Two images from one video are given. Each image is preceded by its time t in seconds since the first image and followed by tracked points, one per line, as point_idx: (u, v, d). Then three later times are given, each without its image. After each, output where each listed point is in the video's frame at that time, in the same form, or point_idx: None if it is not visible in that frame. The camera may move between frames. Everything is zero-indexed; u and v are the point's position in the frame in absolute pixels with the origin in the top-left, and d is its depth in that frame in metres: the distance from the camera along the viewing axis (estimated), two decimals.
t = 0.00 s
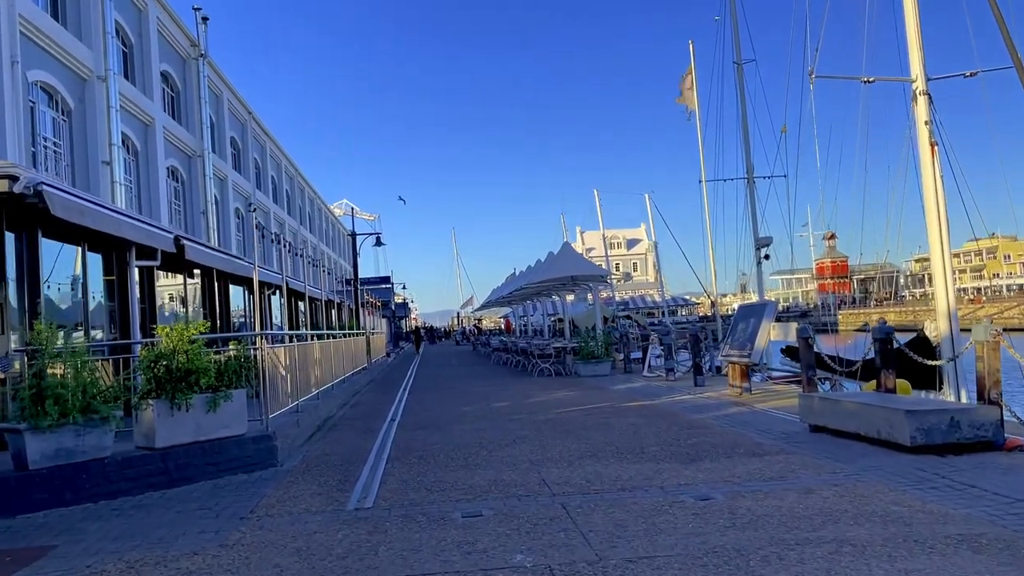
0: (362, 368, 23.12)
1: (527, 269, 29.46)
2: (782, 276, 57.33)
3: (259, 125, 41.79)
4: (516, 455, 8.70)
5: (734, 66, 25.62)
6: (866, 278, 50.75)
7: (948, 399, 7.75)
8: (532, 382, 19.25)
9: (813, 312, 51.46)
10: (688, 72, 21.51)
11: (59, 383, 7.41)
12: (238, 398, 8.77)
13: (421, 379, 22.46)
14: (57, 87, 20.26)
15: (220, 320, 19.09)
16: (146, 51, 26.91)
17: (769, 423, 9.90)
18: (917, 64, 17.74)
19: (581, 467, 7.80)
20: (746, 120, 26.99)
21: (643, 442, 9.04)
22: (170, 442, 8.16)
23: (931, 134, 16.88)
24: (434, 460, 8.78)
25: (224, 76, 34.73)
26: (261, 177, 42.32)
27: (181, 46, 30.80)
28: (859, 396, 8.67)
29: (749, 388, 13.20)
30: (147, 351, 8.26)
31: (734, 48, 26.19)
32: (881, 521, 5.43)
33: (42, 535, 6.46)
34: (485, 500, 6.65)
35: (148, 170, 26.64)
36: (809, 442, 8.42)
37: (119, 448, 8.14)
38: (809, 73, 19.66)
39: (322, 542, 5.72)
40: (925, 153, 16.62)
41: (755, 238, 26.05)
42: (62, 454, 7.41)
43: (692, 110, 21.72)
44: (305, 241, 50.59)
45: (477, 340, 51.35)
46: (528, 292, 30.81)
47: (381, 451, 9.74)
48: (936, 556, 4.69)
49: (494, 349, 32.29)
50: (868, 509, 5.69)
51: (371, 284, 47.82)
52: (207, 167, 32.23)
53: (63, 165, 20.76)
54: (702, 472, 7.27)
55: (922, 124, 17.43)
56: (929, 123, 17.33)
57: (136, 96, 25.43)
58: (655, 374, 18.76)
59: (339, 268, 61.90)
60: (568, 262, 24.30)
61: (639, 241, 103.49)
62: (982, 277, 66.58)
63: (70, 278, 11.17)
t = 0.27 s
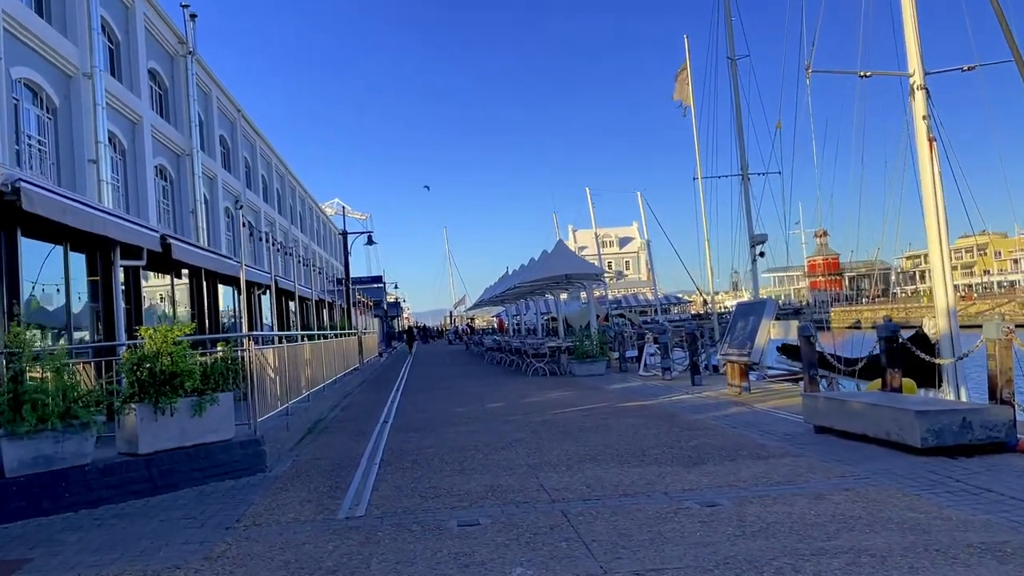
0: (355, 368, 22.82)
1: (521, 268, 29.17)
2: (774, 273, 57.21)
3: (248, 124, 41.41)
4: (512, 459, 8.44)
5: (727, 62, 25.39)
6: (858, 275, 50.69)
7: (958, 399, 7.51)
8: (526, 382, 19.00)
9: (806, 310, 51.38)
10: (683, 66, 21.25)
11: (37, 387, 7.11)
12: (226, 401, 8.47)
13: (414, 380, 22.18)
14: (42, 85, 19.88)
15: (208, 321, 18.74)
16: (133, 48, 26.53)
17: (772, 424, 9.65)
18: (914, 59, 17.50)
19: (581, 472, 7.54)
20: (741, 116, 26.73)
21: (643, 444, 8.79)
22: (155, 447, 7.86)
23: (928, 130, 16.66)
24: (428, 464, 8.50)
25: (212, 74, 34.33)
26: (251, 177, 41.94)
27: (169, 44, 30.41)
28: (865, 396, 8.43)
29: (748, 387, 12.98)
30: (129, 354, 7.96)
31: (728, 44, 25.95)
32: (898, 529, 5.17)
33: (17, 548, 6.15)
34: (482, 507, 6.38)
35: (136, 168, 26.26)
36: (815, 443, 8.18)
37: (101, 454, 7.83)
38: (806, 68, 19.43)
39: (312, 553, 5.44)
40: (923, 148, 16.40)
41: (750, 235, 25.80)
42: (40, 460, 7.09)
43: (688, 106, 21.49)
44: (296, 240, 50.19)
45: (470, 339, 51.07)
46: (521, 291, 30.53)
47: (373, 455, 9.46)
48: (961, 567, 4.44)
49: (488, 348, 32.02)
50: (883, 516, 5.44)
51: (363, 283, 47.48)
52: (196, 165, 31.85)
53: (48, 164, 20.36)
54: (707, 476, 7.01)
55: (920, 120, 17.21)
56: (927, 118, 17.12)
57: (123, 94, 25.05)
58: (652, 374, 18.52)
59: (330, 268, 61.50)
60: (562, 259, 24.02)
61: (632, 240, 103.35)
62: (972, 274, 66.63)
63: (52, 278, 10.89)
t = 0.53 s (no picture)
0: (347, 369, 22.50)
1: (514, 267, 28.87)
2: (767, 270, 57.03)
3: (238, 123, 41.00)
4: (511, 461, 8.17)
5: (721, 57, 25.16)
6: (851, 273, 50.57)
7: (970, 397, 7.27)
8: (521, 382, 18.72)
9: (800, 307, 51.25)
10: (678, 60, 20.95)
11: (15, 391, 6.79)
12: (213, 404, 8.17)
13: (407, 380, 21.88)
14: (26, 82, 19.43)
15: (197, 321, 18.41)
16: (120, 45, 26.13)
17: (776, 424, 9.41)
18: (911, 51, 17.09)
19: (582, 475, 7.27)
20: (735, 111, 26.40)
21: (646, 446, 8.53)
22: (139, 453, 7.55)
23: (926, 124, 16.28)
24: (423, 468, 8.22)
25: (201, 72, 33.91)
26: (241, 176, 41.52)
27: (156, 41, 30.01)
28: (873, 395, 8.19)
29: (749, 386, 12.74)
30: (112, 356, 7.66)
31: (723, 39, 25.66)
32: (920, 534, 4.92)
33: None
34: (481, 514, 6.10)
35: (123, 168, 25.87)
36: (823, 444, 7.93)
37: (82, 461, 7.51)
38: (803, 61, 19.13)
39: (303, 565, 5.16)
40: (921, 143, 16.06)
41: (745, 232, 25.49)
42: (18, 467, 6.76)
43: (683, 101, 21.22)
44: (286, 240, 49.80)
45: (463, 339, 50.76)
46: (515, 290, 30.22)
47: (366, 459, 9.17)
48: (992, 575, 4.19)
49: (481, 348, 31.73)
50: (903, 521, 5.19)
51: (355, 283, 47.12)
52: (185, 165, 31.45)
53: (32, 164, 19.89)
54: (714, 479, 6.76)
55: (918, 113, 16.79)
56: (925, 112, 16.71)
57: (109, 92, 24.67)
58: (649, 373, 18.27)
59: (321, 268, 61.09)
60: (557, 257, 23.72)
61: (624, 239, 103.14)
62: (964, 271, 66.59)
63: (34, 279, 10.59)
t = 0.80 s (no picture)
0: (339, 372, 22.24)
1: (507, 267, 28.64)
2: (760, 269, 56.99)
3: (228, 124, 40.64)
4: (508, 469, 7.94)
5: (714, 54, 25.00)
6: (844, 270, 50.53)
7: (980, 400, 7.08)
8: (516, 384, 18.50)
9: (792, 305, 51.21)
10: (672, 57, 20.74)
11: None
12: (200, 414, 7.92)
13: (400, 383, 21.64)
14: (9, 83, 18.96)
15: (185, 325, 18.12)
16: (106, 45, 25.78)
17: (778, 427, 9.22)
18: (908, 47, 16.84)
19: (582, 484, 7.04)
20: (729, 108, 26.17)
21: (647, 451, 8.32)
22: (123, 465, 7.29)
23: (923, 121, 16.00)
24: (418, 477, 7.98)
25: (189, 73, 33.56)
26: (231, 178, 41.17)
27: (143, 42, 29.65)
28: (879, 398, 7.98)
29: (748, 387, 12.56)
30: (93, 364, 7.39)
31: (716, 36, 25.46)
32: (938, 547, 4.71)
33: None
34: (478, 528, 5.86)
35: (110, 170, 25.53)
36: (828, 449, 7.72)
37: (63, 475, 7.20)
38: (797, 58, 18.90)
39: None
40: (918, 140, 15.83)
41: (739, 231, 25.25)
42: None
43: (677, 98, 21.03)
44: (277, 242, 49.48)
45: (456, 339, 50.53)
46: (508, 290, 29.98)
47: (358, 467, 8.92)
48: None
49: (475, 349, 31.52)
50: (920, 532, 4.98)
51: (347, 285, 46.81)
52: (174, 166, 31.10)
53: (17, 168, 19.41)
54: (719, 487, 6.54)
55: (915, 110, 16.49)
56: (922, 109, 16.42)
57: (96, 93, 24.33)
58: (645, 374, 18.08)
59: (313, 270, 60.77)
60: (551, 257, 23.49)
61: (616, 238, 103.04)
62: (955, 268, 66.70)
63: (16, 284, 10.32)
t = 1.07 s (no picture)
0: (330, 374, 21.94)
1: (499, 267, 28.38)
2: (752, 267, 56.91)
3: (216, 125, 40.26)
4: (502, 472, 7.68)
5: (707, 51, 24.79)
6: (836, 268, 50.47)
7: (988, 396, 6.85)
8: (509, 385, 18.25)
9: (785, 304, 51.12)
10: (664, 53, 20.53)
11: None
12: (181, 417, 7.63)
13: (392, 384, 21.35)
14: None
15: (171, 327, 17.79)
16: (91, 45, 25.41)
17: (779, 426, 8.98)
18: (903, 40, 16.66)
19: (579, 487, 6.78)
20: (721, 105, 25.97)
21: (644, 452, 8.07)
22: (100, 472, 7.00)
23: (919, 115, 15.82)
24: (408, 481, 7.72)
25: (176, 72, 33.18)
26: (219, 179, 40.78)
27: (129, 42, 29.27)
28: (883, 395, 7.75)
29: (745, 386, 12.34)
30: (68, 367, 7.10)
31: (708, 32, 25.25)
32: (954, 551, 4.48)
33: None
34: (470, 534, 5.60)
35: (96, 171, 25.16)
36: (831, 449, 7.48)
37: (38, 482, 6.92)
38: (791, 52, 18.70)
39: None
40: (913, 134, 15.63)
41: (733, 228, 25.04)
42: None
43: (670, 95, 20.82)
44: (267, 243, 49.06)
45: (448, 340, 50.25)
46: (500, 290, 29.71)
47: (347, 472, 8.63)
48: None
49: (467, 350, 31.24)
50: (934, 536, 4.74)
51: (338, 286, 46.46)
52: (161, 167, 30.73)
53: None
54: (721, 489, 6.29)
55: (910, 104, 16.31)
56: (917, 102, 16.24)
57: (80, 92, 23.95)
58: (640, 373, 17.85)
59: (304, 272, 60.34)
60: (543, 256, 23.24)
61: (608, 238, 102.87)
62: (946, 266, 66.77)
63: None
